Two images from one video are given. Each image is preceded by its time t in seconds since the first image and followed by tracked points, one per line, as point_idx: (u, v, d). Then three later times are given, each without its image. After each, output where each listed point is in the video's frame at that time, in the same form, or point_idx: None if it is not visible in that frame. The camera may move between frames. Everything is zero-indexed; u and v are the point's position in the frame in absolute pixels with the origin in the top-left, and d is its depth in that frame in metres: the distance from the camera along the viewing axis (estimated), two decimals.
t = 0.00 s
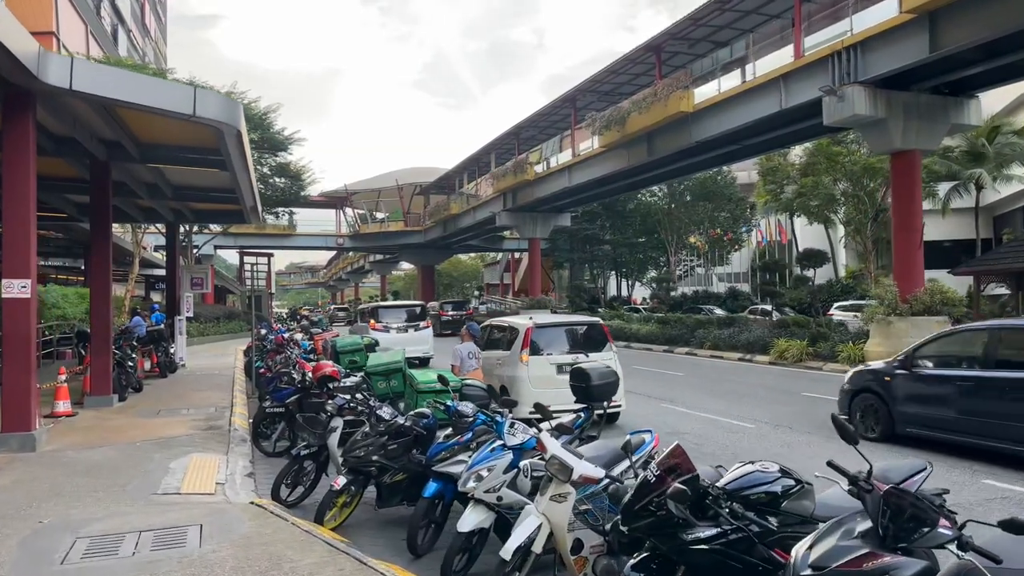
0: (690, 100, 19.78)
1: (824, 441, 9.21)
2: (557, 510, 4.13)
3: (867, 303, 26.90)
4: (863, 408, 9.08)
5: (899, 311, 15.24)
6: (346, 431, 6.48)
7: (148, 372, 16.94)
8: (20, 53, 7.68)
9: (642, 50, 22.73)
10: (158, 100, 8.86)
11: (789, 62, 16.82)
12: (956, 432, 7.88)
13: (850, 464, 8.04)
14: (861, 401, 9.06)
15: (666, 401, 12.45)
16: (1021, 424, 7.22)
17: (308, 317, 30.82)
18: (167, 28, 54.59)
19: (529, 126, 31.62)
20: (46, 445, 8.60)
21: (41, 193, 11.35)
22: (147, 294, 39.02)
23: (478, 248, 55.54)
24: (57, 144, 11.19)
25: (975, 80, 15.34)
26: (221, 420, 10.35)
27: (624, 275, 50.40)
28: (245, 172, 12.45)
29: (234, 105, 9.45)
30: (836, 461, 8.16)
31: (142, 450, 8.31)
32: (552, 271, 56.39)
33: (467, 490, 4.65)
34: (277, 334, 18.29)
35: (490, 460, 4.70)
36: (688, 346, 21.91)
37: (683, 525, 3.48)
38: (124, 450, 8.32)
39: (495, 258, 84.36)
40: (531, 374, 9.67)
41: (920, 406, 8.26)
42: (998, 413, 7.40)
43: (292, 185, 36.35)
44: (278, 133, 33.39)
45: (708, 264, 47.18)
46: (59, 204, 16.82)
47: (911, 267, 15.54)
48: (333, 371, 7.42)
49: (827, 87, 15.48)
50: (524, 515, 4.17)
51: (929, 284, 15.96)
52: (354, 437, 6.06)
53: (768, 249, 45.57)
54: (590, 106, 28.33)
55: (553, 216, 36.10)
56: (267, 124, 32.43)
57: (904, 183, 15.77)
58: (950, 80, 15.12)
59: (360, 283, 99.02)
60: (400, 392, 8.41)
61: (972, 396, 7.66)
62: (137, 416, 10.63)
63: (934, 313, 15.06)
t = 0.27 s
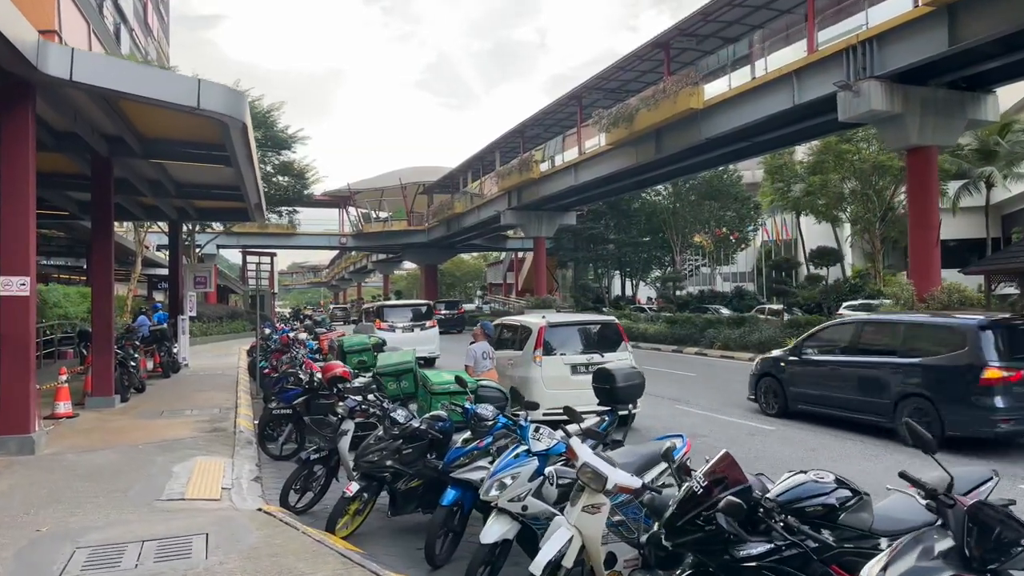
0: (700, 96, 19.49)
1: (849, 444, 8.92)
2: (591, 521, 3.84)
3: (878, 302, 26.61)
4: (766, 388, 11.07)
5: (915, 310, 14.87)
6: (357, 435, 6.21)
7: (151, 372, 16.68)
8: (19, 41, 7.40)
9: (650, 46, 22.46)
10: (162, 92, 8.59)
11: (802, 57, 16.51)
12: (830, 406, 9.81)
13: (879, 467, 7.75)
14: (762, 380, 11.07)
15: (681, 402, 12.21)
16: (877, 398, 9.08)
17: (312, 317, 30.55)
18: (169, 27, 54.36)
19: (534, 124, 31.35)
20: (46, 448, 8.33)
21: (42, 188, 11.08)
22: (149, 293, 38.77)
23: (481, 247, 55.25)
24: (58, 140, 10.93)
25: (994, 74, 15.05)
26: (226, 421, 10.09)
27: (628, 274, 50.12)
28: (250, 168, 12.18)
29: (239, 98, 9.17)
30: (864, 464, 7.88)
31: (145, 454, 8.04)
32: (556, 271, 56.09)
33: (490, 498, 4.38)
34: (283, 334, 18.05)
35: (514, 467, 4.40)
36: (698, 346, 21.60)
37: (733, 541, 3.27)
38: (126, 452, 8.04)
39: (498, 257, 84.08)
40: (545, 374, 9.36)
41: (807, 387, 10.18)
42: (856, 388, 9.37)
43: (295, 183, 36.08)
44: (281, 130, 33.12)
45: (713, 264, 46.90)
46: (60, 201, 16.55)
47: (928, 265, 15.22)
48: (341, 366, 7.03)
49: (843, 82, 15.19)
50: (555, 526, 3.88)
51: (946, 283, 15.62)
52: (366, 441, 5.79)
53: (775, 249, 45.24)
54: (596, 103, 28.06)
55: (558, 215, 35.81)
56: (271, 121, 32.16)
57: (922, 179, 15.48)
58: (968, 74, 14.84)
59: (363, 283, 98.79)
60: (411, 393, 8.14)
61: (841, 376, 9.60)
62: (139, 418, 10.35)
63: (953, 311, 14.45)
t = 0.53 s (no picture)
0: (710, 94, 19.22)
1: (875, 448, 8.64)
2: (634, 539, 3.57)
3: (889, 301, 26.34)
4: (698, 375, 12.79)
5: (933, 312, 14.73)
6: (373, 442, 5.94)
7: (155, 374, 16.44)
8: (20, 33, 7.15)
9: (660, 43, 22.19)
10: (168, 86, 8.33)
11: (817, 53, 16.23)
12: (743, 389, 11.61)
13: (910, 472, 7.48)
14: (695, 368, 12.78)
15: (696, 406, 11.96)
16: (779, 382, 10.84)
17: (316, 317, 30.30)
18: (172, 27, 54.16)
19: (540, 123, 31.07)
20: (48, 453, 8.08)
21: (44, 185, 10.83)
22: (152, 293, 38.56)
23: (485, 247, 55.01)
24: (60, 136, 10.69)
25: (1013, 71, 14.76)
26: (233, 425, 9.83)
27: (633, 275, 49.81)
28: (256, 166, 11.92)
29: (247, 92, 8.90)
30: (894, 470, 7.60)
31: (150, 459, 7.78)
32: (560, 271, 55.81)
33: (519, 513, 4.12)
34: (288, 334, 17.81)
35: (544, 480, 4.14)
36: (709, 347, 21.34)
37: (796, 563, 3.10)
38: (131, 458, 7.79)
39: (502, 257, 83.81)
40: (561, 378, 9.07)
41: (728, 374, 11.92)
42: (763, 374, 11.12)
43: (299, 183, 35.84)
44: (285, 129, 32.86)
45: (719, 264, 46.60)
46: (63, 200, 16.31)
47: (946, 265, 14.93)
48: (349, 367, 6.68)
49: (859, 78, 14.91)
50: (594, 545, 3.62)
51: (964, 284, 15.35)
52: (383, 449, 5.52)
53: (781, 249, 44.94)
54: (603, 102, 27.79)
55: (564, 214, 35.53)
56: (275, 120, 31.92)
57: (939, 177, 15.19)
58: (987, 71, 14.55)
59: (365, 283, 98.58)
60: (425, 397, 7.88)
61: (753, 364, 11.35)
62: (144, 421, 10.09)
63: (970, 314, 14.45)
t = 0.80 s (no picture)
0: (719, 91, 18.98)
1: (897, 451, 8.45)
2: (675, 553, 3.37)
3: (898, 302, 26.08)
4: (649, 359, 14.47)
5: (949, 312, 14.48)
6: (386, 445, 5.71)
7: (158, 374, 16.22)
8: (21, 23, 6.92)
9: (667, 40, 21.96)
10: (172, 80, 8.11)
11: (829, 49, 16.01)
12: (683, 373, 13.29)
13: (937, 476, 7.27)
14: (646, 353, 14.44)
15: (709, 408, 11.73)
16: (713, 369, 12.49)
17: (319, 317, 30.07)
18: (174, 26, 53.94)
19: (545, 121, 30.83)
20: (49, 456, 7.86)
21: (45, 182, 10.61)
22: (154, 293, 38.34)
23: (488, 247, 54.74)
24: (62, 132, 10.51)
25: None
26: (238, 427, 9.61)
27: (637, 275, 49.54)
28: (261, 164, 11.70)
29: (253, 86, 8.68)
30: (920, 474, 7.39)
31: (154, 463, 7.56)
32: (563, 271, 55.55)
33: (546, 523, 3.89)
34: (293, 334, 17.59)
35: (575, 488, 3.89)
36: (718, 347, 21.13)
37: None
38: (135, 461, 7.58)
39: (504, 258, 83.52)
40: (575, 379, 8.83)
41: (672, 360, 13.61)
42: (700, 361, 12.82)
43: (302, 182, 35.61)
44: (288, 128, 32.63)
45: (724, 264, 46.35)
46: (64, 198, 16.09)
47: (961, 265, 14.69)
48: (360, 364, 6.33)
49: (873, 74, 14.67)
50: (631, 558, 3.42)
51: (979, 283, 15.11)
52: (397, 453, 5.28)
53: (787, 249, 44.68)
54: (609, 100, 27.56)
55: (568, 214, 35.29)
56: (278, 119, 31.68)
57: (954, 175, 14.95)
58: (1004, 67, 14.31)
59: (367, 283, 98.34)
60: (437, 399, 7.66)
61: (692, 352, 13.02)
62: (147, 423, 9.88)
63: (987, 314, 14.20)
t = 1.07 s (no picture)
0: (730, 88, 18.69)
1: (927, 457, 8.14)
2: None
3: (909, 303, 25.77)
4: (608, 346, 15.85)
5: (969, 312, 14.16)
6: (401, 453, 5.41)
7: (161, 376, 15.95)
8: (20, 12, 6.64)
9: (676, 37, 21.66)
10: (176, 72, 7.83)
11: (844, 45, 15.71)
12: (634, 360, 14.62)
13: (973, 484, 6.97)
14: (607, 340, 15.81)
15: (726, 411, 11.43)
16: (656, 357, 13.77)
17: (323, 318, 29.80)
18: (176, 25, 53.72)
19: (550, 120, 30.53)
20: (48, 463, 7.57)
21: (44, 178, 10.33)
22: (156, 293, 38.11)
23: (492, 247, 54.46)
24: (62, 128, 10.27)
25: None
26: (243, 431, 9.31)
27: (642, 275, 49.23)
28: (267, 161, 11.43)
29: (259, 79, 8.41)
30: (955, 481, 7.09)
31: (157, 470, 7.27)
32: (567, 272, 55.25)
33: (582, 543, 3.61)
34: (298, 335, 17.32)
35: (613, 504, 3.60)
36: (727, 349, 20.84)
37: None
38: (137, 467, 7.29)
39: (507, 258, 83.22)
40: (591, 383, 8.52)
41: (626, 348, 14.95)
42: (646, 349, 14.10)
43: (305, 181, 35.36)
44: (291, 127, 32.35)
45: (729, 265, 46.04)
46: (65, 197, 15.81)
47: (980, 264, 14.38)
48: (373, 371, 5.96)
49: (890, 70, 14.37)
50: None
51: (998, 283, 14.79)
52: (415, 462, 4.98)
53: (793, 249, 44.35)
54: (616, 98, 27.27)
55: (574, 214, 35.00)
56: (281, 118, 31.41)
57: (973, 173, 14.64)
58: None
59: (370, 284, 98.14)
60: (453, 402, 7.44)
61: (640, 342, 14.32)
62: (149, 427, 9.60)
63: (1009, 315, 13.86)
